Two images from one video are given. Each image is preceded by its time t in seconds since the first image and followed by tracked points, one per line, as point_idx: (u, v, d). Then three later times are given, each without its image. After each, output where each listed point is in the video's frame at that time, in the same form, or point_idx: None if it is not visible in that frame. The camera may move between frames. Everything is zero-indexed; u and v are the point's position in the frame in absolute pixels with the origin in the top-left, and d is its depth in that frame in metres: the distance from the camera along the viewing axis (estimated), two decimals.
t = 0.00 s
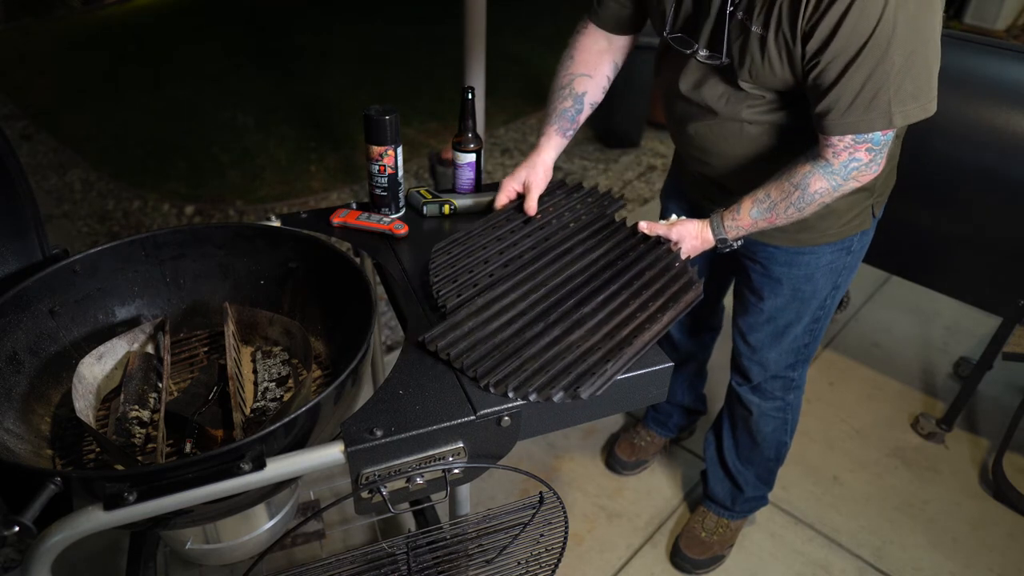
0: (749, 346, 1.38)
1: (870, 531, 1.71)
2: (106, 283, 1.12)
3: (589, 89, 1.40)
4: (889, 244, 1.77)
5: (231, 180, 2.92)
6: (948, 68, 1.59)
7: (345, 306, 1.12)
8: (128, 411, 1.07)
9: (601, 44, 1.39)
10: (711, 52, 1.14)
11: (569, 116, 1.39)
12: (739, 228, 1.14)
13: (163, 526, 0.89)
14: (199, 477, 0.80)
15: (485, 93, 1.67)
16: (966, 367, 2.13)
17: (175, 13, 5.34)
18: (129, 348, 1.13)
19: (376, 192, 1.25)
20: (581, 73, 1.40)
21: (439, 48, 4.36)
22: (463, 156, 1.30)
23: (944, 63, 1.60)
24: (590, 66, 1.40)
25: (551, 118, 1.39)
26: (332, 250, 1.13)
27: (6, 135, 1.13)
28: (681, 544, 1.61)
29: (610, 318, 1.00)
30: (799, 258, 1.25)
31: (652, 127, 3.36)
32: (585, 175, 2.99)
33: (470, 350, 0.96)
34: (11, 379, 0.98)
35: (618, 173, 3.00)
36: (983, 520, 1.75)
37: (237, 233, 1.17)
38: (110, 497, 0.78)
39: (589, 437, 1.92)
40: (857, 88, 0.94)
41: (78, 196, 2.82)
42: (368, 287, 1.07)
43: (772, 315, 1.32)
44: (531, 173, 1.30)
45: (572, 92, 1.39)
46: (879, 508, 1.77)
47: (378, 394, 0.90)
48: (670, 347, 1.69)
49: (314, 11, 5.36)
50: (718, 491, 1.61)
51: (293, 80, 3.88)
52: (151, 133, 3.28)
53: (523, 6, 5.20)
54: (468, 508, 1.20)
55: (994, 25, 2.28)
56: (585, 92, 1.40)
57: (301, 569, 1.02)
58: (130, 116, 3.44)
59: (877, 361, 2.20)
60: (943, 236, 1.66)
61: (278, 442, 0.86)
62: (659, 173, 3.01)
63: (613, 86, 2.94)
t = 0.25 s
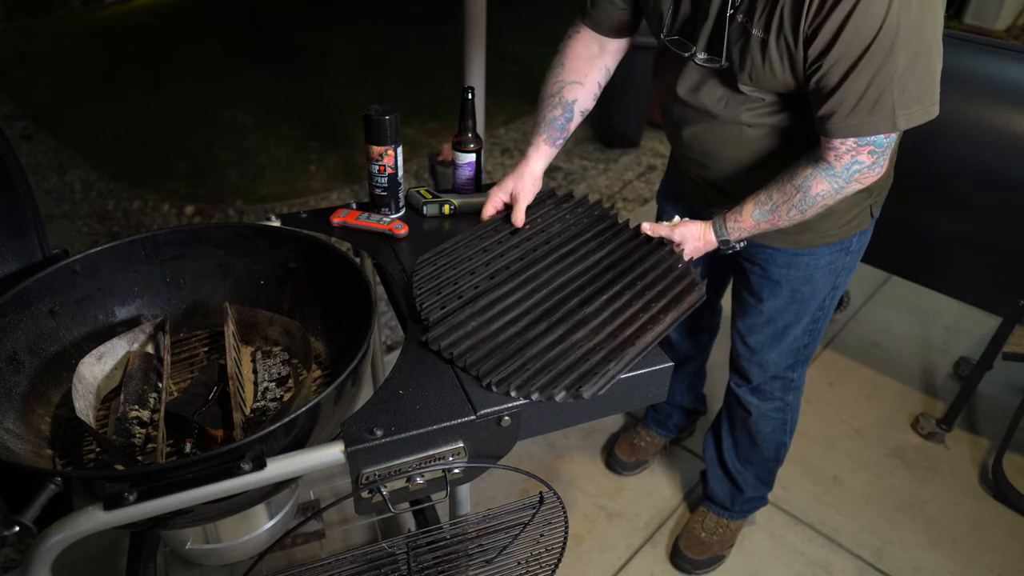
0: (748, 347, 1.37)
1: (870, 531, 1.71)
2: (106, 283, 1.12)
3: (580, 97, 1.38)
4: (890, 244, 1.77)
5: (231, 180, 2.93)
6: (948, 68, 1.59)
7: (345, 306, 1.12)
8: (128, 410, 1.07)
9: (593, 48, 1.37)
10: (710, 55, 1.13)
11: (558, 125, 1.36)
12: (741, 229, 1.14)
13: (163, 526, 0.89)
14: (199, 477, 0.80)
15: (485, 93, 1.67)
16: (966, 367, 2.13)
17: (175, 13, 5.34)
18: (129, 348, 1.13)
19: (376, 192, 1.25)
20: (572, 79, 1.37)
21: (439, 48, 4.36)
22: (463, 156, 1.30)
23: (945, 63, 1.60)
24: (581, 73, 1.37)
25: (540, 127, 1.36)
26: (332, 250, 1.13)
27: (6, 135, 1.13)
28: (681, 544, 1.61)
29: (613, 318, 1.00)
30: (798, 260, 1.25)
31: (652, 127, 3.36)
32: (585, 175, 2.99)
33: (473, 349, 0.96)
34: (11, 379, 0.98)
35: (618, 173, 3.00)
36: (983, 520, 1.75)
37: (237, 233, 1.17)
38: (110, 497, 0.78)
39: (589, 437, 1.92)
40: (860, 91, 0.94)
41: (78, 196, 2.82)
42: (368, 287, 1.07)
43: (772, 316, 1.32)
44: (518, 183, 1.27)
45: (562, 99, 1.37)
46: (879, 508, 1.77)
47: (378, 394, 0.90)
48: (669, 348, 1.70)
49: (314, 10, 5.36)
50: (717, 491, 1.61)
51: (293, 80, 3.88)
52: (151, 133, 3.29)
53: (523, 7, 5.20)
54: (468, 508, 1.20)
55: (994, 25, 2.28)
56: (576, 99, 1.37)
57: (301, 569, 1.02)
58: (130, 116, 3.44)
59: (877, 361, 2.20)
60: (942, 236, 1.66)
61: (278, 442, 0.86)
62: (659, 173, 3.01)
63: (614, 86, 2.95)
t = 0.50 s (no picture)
0: (747, 348, 1.37)
1: (870, 531, 1.71)
2: (106, 283, 1.12)
3: (572, 100, 1.38)
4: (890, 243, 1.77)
5: (231, 180, 2.93)
6: (947, 67, 1.59)
7: (345, 307, 1.12)
8: (128, 411, 1.07)
9: (585, 49, 1.36)
10: (707, 58, 1.12)
11: (551, 129, 1.36)
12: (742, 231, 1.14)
13: (163, 526, 0.89)
14: (199, 477, 0.80)
15: (485, 92, 1.67)
16: (966, 367, 2.13)
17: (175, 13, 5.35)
18: (129, 348, 1.13)
19: (376, 193, 1.25)
20: (563, 83, 1.37)
21: (439, 48, 4.36)
22: (463, 156, 1.30)
23: (945, 62, 1.60)
24: (573, 76, 1.37)
25: (532, 132, 1.37)
26: (332, 250, 1.13)
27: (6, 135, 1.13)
28: (680, 545, 1.61)
29: (618, 321, 1.00)
30: (797, 260, 1.25)
31: (652, 127, 3.36)
32: (585, 175, 2.99)
33: (478, 352, 0.96)
34: (11, 379, 0.98)
35: (618, 173, 3.00)
36: (983, 521, 1.74)
37: (237, 233, 1.17)
38: (110, 497, 0.78)
39: (589, 437, 1.92)
40: (861, 93, 0.94)
41: (78, 196, 2.82)
42: (368, 287, 1.07)
43: (771, 317, 1.32)
44: (513, 189, 1.26)
45: (554, 103, 1.37)
46: (879, 508, 1.77)
47: (378, 394, 0.90)
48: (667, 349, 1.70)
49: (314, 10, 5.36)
50: (717, 492, 1.61)
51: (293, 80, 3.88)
52: (151, 133, 3.29)
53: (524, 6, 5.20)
54: (469, 507, 1.20)
55: (994, 25, 2.28)
56: (567, 102, 1.37)
57: (301, 569, 1.02)
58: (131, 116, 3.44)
59: (877, 361, 2.20)
60: (943, 236, 1.66)
61: (278, 442, 0.86)
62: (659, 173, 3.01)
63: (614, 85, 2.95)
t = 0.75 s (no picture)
0: (746, 348, 1.37)
1: (870, 531, 1.71)
2: (106, 283, 1.12)
3: (580, 103, 1.38)
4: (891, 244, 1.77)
5: (231, 180, 2.93)
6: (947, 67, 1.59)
7: (345, 306, 1.12)
8: (128, 411, 1.07)
9: (588, 52, 1.37)
10: (706, 59, 1.11)
11: (560, 132, 1.36)
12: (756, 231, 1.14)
13: (163, 526, 0.89)
14: (200, 477, 0.80)
15: (485, 92, 1.67)
16: (966, 367, 2.13)
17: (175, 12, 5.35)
18: (129, 348, 1.13)
19: (376, 193, 1.25)
20: (571, 86, 1.37)
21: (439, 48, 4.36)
22: (463, 156, 1.30)
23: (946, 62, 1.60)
24: (580, 79, 1.37)
25: (544, 136, 1.36)
26: (332, 250, 1.13)
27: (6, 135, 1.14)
28: (680, 545, 1.61)
29: (618, 322, 1.00)
30: (796, 260, 1.25)
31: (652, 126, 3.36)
32: (585, 175, 2.99)
33: (479, 352, 0.96)
34: (11, 379, 0.98)
35: (618, 173, 3.00)
36: (983, 520, 1.74)
37: (237, 233, 1.17)
38: (110, 497, 0.78)
39: (589, 437, 1.92)
40: (868, 94, 0.94)
41: (79, 196, 2.82)
42: (368, 287, 1.07)
43: (770, 317, 1.31)
44: (521, 191, 1.25)
45: (563, 106, 1.37)
46: (879, 508, 1.77)
47: (378, 394, 0.90)
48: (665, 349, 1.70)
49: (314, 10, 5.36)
50: (717, 492, 1.61)
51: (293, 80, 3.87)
52: (152, 133, 3.29)
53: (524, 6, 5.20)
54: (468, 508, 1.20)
55: (994, 25, 2.28)
56: (576, 106, 1.37)
57: (301, 569, 1.02)
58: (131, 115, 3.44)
59: (877, 361, 2.20)
60: (943, 236, 1.66)
61: (278, 442, 0.86)
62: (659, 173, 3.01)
63: (614, 85, 2.94)
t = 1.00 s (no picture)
0: (744, 352, 1.35)
1: (870, 531, 1.71)
2: (106, 283, 1.12)
3: (573, 101, 1.37)
4: (891, 244, 1.77)
5: (231, 180, 2.93)
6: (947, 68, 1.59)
7: (345, 306, 1.12)
8: (128, 411, 1.07)
9: (582, 52, 1.37)
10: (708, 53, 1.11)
11: (553, 130, 1.35)
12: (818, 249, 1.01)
13: (163, 526, 0.89)
14: (199, 477, 0.80)
15: (485, 92, 1.67)
16: (966, 367, 2.13)
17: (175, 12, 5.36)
18: (129, 348, 1.13)
19: (376, 193, 1.25)
20: (565, 84, 1.37)
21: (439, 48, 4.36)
22: (463, 156, 1.31)
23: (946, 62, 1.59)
24: (574, 78, 1.37)
25: (535, 132, 1.35)
26: (332, 250, 1.13)
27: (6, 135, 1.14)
28: (680, 545, 1.61)
29: (617, 322, 1.00)
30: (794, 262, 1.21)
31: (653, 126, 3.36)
32: (585, 174, 2.99)
33: (478, 352, 0.96)
34: (11, 379, 0.98)
35: (618, 173, 3.00)
36: (983, 521, 1.74)
37: (237, 233, 1.17)
38: (110, 497, 0.78)
39: (589, 437, 1.92)
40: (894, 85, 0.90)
41: (79, 196, 2.83)
42: (368, 288, 1.06)
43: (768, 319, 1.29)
44: (513, 191, 1.23)
45: (556, 105, 1.36)
46: (879, 508, 1.77)
47: (378, 394, 0.90)
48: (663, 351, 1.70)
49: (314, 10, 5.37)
50: (716, 493, 1.61)
51: (293, 80, 3.88)
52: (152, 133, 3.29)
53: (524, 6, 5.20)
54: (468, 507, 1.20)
55: (994, 25, 2.28)
56: (569, 104, 1.37)
57: (302, 569, 1.02)
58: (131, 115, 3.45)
59: (877, 361, 2.20)
60: (944, 236, 1.66)
61: (278, 442, 0.86)
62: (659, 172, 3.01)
63: (613, 86, 2.95)
